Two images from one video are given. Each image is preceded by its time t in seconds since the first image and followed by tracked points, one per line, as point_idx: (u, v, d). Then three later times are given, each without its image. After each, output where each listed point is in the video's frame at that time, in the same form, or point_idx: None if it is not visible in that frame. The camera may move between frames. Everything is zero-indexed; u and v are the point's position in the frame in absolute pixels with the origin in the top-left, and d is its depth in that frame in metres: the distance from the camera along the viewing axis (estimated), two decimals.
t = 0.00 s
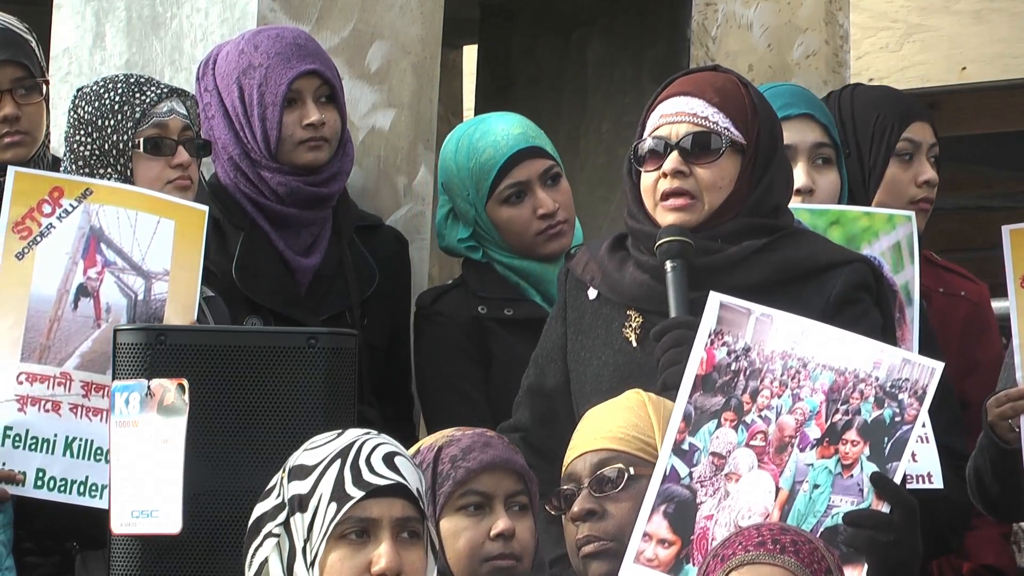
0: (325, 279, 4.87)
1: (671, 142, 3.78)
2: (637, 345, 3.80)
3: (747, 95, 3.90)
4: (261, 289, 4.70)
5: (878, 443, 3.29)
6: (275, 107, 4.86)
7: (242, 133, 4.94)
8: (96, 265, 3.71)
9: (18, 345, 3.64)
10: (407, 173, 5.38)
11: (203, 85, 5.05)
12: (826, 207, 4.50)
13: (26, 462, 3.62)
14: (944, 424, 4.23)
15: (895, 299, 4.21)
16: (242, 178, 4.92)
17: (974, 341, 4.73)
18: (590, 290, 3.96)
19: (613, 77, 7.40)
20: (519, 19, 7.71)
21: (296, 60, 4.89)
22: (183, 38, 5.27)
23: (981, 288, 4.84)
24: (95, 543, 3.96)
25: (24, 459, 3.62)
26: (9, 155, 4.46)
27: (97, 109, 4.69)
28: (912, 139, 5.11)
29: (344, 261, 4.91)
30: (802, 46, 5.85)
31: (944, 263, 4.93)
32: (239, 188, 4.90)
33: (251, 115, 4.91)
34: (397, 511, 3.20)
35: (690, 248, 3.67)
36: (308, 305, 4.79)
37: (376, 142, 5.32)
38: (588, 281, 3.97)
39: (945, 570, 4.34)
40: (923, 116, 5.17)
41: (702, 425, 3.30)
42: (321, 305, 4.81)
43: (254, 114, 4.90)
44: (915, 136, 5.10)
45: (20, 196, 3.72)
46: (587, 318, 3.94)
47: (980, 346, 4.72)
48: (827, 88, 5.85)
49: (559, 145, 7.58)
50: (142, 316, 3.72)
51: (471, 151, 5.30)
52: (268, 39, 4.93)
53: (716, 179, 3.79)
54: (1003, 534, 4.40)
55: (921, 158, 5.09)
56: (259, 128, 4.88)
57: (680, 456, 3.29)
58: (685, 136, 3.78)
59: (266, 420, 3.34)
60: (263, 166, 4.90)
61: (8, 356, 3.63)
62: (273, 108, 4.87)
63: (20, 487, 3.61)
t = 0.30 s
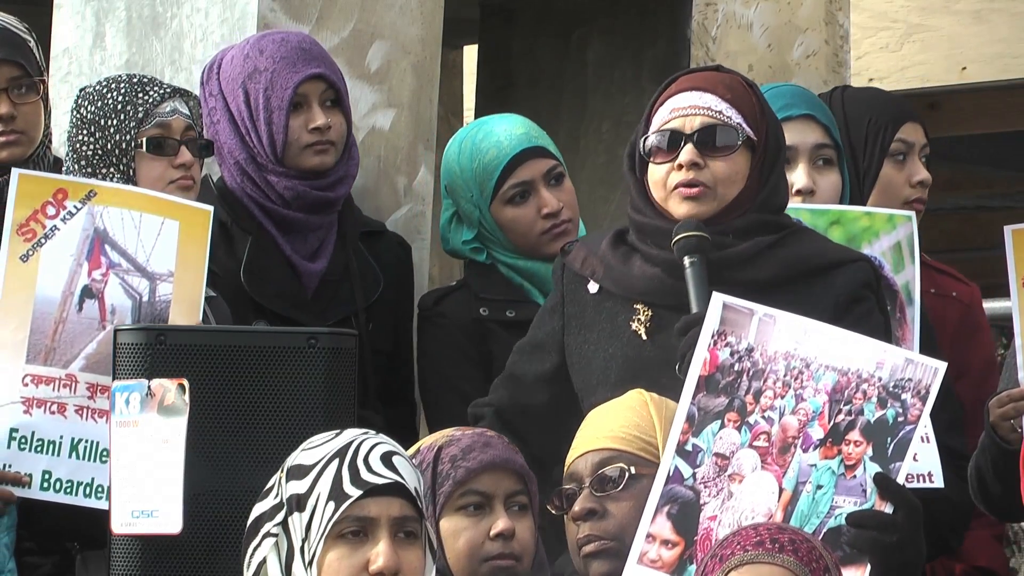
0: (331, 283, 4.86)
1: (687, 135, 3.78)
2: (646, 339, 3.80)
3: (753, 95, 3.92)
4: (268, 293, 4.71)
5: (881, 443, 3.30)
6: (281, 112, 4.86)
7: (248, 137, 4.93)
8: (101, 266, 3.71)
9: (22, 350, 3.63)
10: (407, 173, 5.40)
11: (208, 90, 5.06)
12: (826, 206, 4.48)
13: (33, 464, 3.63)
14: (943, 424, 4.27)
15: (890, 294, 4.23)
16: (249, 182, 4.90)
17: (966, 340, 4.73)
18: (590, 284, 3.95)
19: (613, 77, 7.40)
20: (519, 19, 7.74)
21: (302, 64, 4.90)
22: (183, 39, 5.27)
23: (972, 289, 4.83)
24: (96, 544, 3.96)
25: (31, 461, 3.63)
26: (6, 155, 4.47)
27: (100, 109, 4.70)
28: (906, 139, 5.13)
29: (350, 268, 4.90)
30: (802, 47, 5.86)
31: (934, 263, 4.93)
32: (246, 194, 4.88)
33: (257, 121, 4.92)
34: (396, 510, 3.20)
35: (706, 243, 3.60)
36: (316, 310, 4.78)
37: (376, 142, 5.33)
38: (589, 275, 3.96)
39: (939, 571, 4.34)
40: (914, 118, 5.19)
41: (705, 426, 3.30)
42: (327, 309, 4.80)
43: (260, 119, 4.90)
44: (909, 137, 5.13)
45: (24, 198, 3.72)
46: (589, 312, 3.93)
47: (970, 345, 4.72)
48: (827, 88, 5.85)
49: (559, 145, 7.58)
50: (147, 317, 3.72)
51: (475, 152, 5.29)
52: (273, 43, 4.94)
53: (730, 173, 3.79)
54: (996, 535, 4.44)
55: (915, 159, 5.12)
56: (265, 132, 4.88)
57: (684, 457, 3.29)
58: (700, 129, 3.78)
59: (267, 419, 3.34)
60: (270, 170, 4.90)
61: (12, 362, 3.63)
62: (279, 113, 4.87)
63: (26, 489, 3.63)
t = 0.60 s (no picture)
0: (333, 283, 4.85)
1: (707, 130, 3.79)
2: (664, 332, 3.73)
3: (759, 95, 3.96)
4: (270, 292, 4.70)
5: (882, 444, 3.30)
6: (285, 112, 4.85)
7: (252, 137, 4.94)
8: (100, 265, 3.71)
9: (23, 347, 3.63)
10: (407, 173, 5.40)
11: (210, 90, 5.06)
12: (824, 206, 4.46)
13: (34, 463, 3.62)
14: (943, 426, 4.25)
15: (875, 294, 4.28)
16: (253, 182, 4.91)
17: (964, 341, 4.72)
18: (598, 280, 3.86)
19: (613, 77, 7.39)
20: (519, 19, 7.75)
21: (307, 64, 4.90)
22: (183, 39, 5.27)
23: (970, 289, 4.83)
24: (97, 544, 3.96)
25: (32, 461, 3.62)
26: (3, 155, 4.46)
27: (101, 109, 4.70)
28: (897, 141, 5.12)
29: (353, 267, 4.90)
30: (802, 47, 5.86)
31: (934, 264, 4.93)
32: (249, 193, 4.89)
33: (260, 120, 4.91)
34: (394, 510, 3.20)
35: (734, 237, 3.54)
36: (319, 310, 4.78)
37: (376, 142, 5.33)
38: (595, 271, 3.88)
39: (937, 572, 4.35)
40: (906, 118, 5.18)
41: (707, 427, 3.29)
42: (330, 310, 4.80)
43: (263, 119, 4.90)
44: (900, 139, 5.12)
45: (22, 201, 3.71)
46: (597, 307, 3.84)
47: (968, 347, 4.71)
48: (827, 88, 5.85)
49: (559, 145, 7.58)
50: (148, 315, 3.73)
51: (472, 151, 5.30)
52: (277, 43, 4.94)
53: (748, 169, 3.82)
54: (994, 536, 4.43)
55: (907, 160, 5.13)
56: (269, 132, 4.88)
57: (686, 458, 3.29)
58: (720, 124, 3.80)
59: (267, 419, 3.34)
60: (274, 170, 4.90)
61: (14, 358, 3.63)
62: (283, 113, 4.86)
63: (28, 488, 3.61)
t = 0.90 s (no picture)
0: (333, 284, 4.84)
1: (712, 132, 3.85)
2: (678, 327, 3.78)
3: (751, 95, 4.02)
4: (271, 292, 4.69)
5: (887, 447, 3.29)
6: (285, 112, 4.84)
7: (251, 138, 4.92)
8: (94, 263, 3.69)
9: (18, 347, 3.61)
10: (407, 174, 5.39)
11: (210, 91, 5.05)
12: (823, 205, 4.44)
13: (32, 463, 3.61)
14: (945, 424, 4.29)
15: (872, 295, 4.30)
16: (253, 182, 4.89)
17: (967, 347, 4.70)
18: (603, 278, 3.88)
19: (613, 77, 7.39)
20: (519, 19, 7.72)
21: (306, 64, 4.90)
22: (183, 39, 5.26)
23: (976, 293, 4.79)
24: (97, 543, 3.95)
25: (30, 461, 3.61)
26: (3, 155, 4.45)
27: (100, 108, 4.69)
28: (894, 146, 5.10)
29: (352, 268, 4.89)
30: (802, 46, 5.84)
31: (939, 268, 4.90)
32: (249, 193, 4.87)
33: (259, 120, 4.90)
34: (395, 511, 3.18)
35: (752, 233, 3.56)
36: (320, 309, 4.77)
37: (376, 142, 5.32)
38: (599, 268, 3.89)
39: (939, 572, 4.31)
40: (906, 122, 5.16)
41: (712, 429, 3.25)
42: (330, 309, 4.79)
43: (263, 118, 4.89)
44: (897, 143, 5.09)
45: (15, 197, 3.68)
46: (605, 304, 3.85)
47: (970, 351, 4.69)
48: (826, 88, 5.85)
49: (558, 144, 7.60)
50: (142, 313, 3.72)
51: (467, 149, 5.29)
52: (277, 43, 4.94)
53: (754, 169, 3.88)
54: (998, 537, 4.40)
55: (905, 164, 5.09)
56: (269, 132, 4.86)
57: (690, 460, 3.24)
58: (723, 125, 3.86)
59: (267, 420, 3.33)
60: (273, 170, 4.88)
61: (8, 358, 3.61)
62: (283, 113, 4.85)
63: (27, 489, 3.60)
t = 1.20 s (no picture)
0: (334, 281, 4.83)
1: (722, 135, 3.83)
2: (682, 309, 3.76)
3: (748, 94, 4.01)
4: (271, 291, 4.67)
5: (890, 449, 3.29)
6: (283, 112, 4.83)
7: (249, 138, 4.90)
8: (86, 263, 3.67)
9: (11, 348, 3.60)
10: (407, 174, 5.38)
11: (209, 91, 5.04)
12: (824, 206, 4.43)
13: (26, 463, 3.59)
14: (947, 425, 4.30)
15: (872, 295, 4.26)
16: (251, 182, 4.86)
17: (970, 349, 4.69)
18: (612, 280, 3.84)
19: (614, 77, 7.37)
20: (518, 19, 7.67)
21: (304, 64, 4.89)
22: (183, 39, 5.24)
23: (978, 295, 4.77)
24: (94, 543, 3.93)
25: (24, 461, 3.59)
26: (3, 155, 4.44)
27: (96, 109, 4.68)
28: (895, 146, 5.07)
29: (352, 267, 4.88)
30: (802, 46, 5.83)
31: (942, 271, 4.89)
32: (249, 192, 4.84)
33: (258, 120, 4.89)
34: (397, 512, 3.17)
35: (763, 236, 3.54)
36: (320, 309, 4.75)
37: (376, 142, 5.31)
38: (608, 270, 3.85)
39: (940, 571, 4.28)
40: (907, 123, 5.14)
41: (717, 430, 3.22)
42: (330, 309, 4.78)
43: (261, 119, 4.87)
44: (898, 143, 5.07)
45: (7, 200, 3.68)
46: (615, 306, 3.81)
47: (974, 353, 4.68)
48: (827, 88, 5.83)
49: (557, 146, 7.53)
50: (136, 312, 3.69)
51: (463, 148, 5.24)
52: (275, 43, 4.93)
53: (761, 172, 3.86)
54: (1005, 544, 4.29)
55: (906, 164, 5.06)
56: (267, 132, 4.84)
57: (695, 461, 3.21)
58: (733, 128, 3.84)
59: (267, 420, 3.31)
60: (271, 171, 4.86)
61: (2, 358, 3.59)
62: (281, 113, 4.84)
63: (20, 489, 3.58)
